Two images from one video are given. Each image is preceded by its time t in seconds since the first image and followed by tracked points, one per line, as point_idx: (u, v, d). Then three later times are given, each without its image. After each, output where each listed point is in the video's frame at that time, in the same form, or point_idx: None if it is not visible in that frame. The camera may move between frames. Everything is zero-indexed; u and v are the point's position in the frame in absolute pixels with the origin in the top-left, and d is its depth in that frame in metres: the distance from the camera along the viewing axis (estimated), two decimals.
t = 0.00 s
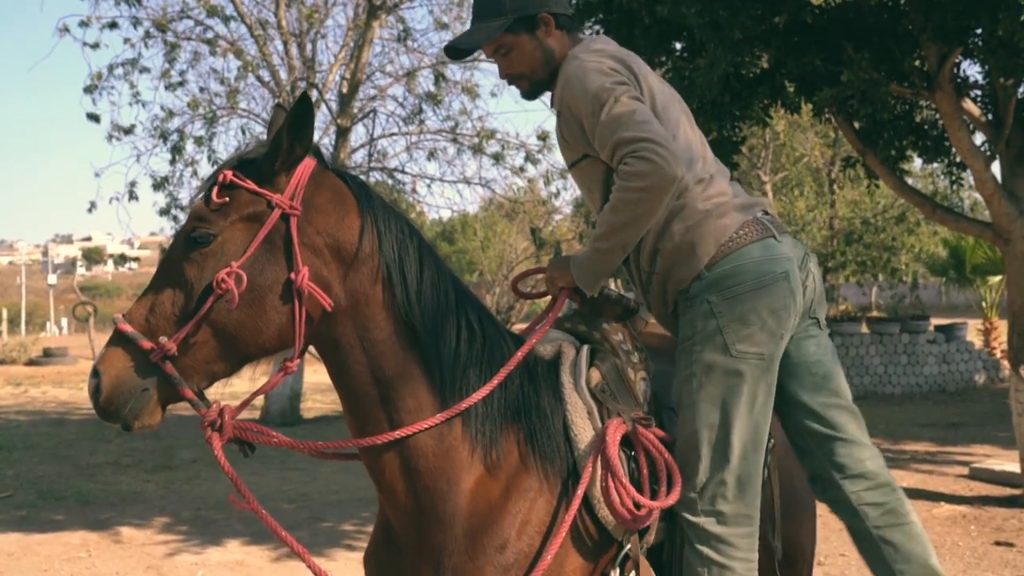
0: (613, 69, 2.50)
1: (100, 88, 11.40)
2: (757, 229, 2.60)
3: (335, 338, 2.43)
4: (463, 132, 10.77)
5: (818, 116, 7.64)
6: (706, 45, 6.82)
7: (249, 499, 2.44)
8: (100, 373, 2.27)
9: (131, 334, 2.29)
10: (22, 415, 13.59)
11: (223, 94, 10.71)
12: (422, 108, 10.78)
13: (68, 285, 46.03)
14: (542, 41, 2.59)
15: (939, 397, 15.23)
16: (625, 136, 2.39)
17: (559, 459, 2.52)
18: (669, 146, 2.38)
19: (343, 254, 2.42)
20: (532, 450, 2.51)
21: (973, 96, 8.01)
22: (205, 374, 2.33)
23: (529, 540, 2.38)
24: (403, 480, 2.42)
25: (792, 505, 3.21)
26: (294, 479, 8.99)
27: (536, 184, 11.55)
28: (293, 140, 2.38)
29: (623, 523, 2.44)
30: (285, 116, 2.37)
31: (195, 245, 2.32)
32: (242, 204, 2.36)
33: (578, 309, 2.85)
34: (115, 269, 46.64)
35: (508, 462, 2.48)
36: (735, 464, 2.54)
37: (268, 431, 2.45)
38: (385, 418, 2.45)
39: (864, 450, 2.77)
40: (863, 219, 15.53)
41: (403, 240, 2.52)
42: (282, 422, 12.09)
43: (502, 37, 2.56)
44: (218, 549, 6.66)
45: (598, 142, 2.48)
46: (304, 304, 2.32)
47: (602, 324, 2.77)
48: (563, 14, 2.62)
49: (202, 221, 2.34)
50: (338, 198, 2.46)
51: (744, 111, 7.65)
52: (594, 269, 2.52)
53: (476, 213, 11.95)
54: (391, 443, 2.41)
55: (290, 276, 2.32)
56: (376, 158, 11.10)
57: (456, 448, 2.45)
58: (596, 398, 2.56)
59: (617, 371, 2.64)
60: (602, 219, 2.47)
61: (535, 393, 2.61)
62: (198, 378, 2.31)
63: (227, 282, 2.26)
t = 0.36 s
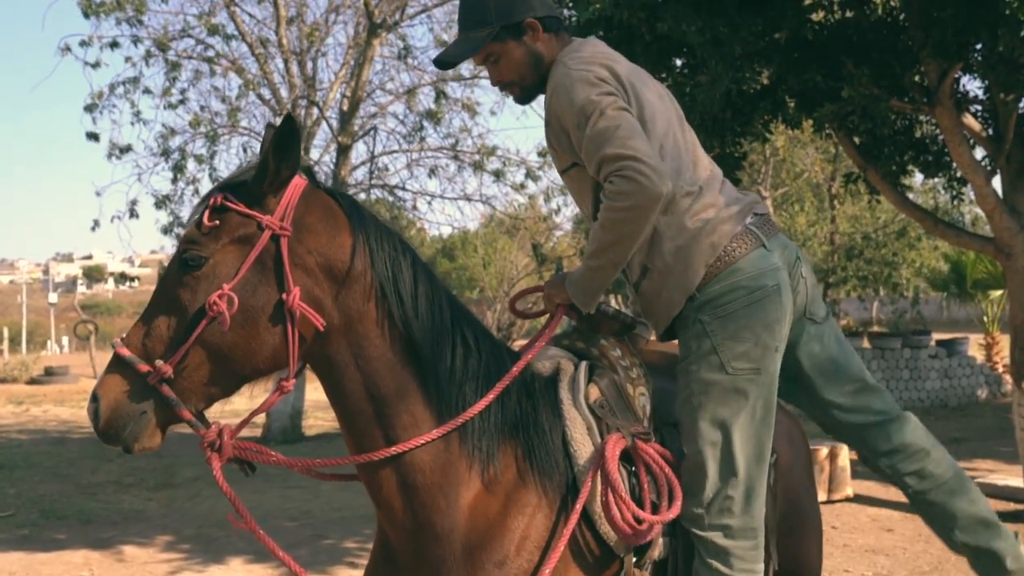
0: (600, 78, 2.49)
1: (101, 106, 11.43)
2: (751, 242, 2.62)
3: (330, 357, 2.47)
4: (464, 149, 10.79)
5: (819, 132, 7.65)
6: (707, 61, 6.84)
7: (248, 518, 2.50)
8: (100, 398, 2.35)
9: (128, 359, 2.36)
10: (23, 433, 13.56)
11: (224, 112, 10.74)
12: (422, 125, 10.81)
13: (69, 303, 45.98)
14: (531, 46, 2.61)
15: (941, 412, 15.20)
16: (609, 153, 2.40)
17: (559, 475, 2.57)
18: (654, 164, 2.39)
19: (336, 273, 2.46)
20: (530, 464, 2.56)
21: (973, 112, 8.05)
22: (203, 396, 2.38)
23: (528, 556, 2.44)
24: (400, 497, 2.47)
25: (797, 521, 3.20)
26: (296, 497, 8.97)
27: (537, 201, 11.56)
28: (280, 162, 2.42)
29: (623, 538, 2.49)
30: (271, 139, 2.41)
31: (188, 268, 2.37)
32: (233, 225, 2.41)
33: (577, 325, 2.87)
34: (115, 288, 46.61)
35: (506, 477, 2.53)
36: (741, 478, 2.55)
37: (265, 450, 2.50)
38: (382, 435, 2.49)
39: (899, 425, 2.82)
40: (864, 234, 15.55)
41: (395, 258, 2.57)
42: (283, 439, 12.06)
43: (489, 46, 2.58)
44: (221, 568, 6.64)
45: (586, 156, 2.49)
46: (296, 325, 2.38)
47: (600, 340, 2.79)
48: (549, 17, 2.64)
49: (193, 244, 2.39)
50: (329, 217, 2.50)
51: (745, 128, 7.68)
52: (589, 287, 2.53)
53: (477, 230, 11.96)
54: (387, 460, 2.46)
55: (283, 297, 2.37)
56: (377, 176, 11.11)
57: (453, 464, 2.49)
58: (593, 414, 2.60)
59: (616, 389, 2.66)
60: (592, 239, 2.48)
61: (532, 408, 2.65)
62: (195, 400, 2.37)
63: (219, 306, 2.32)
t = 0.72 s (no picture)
0: (612, 89, 2.48)
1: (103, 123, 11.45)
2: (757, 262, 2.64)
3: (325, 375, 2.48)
4: (466, 164, 10.81)
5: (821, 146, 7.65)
6: (709, 76, 6.86)
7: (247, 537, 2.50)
8: (99, 421, 2.37)
9: (126, 383, 2.37)
10: (25, 450, 13.53)
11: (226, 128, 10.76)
12: (424, 140, 10.84)
13: (70, 319, 45.95)
14: (536, 50, 2.62)
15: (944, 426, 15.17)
16: (621, 173, 2.39)
17: (560, 489, 2.56)
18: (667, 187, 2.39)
19: (328, 290, 2.47)
20: (531, 479, 2.55)
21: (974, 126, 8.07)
22: (202, 418, 2.40)
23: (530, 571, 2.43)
24: (400, 511, 2.47)
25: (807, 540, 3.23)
26: (298, 513, 8.95)
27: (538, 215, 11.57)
28: (267, 183, 2.45)
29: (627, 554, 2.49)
30: (257, 160, 2.44)
31: (182, 291, 2.40)
32: (225, 247, 2.42)
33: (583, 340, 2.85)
34: (116, 303, 46.63)
35: (506, 491, 2.52)
36: (751, 491, 2.58)
37: (265, 469, 2.51)
38: (380, 450, 2.50)
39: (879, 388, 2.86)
40: (865, 248, 15.56)
41: (388, 273, 2.57)
42: (285, 455, 12.04)
43: (493, 51, 2.58)
44: None
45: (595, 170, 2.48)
46: (290, 344, 2.39)
47: (605, 356, 2.78)
48: (553, 19, 2.64)
49: (186, 267, 2.41)
50: (319, 235, 2.51)
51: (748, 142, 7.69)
52: (598, 302, 2.53)
53: (479, 244, 11.96)
54: (384, 475, 2.46)
55: (275, 317, 2.38)
56: (379, 192, 11.13)
57: (452, 479, 2.49)
58: (596, 430, 2.60)
59: (621, 406, 2.66)
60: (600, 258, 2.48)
61: (532, 422, 2.64)
62: (193, 421, 2.38)
63: (212, 328, 2.33)
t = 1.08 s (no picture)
0: (630, 100, 2.47)
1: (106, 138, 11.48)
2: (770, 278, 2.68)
3: (324, 390, 2.48)
4: (468, 178, 10.82)
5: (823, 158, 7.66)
6: (712, 90, 6.86)
7: (252, 554, 2.50)
8: (105, 444, 2.37)
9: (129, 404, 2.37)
10: (28, 465, 13.51)
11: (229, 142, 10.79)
12: (426, 154, 10.85)
13: (73, 333, 45.94)
14: (553, 51, 2.63)
15: (947, 438, 15.14)
16: (631, 197, 2.40)
17: (564, 501, 2.57)
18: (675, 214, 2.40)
19: (325, 305, 2.47)
20: (533, 490, 2.55)
21: (976, 138, 8.09)
22: (205, 435, 2.40)
23: None
24: (400, 524, 2.46)
25: (813, 548, 3.25)
26: (302, 527, 8.93)
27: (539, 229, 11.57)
28: (262, 202, 2.45)
29: (632, 566, 2.51)
30: (250, 179, 2.44)
31: (182, 311, 2.40)
32: (222, 267, 2.43)
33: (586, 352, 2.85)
34: (117, 317, 46.64)
35: (509, 503, 2.51)
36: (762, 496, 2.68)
37: (270, 486, 2.51)
38: (380, 463, 2.49)
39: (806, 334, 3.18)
40: (868, 260, 15.56)
41: (385, 287, 2.57)
42: (288, 468, 12.03)
43: (509, 53, 2.59)
44: None
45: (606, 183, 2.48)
46: (289, 360, 2.39)
47: (608, 367, 2.78)
48: (569, 21, 2.65)
49: (186, 289, 2.41)
50: (316, 251, 2.52)
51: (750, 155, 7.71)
52: (599, 318, 2.54)
53: (481, 258, 11.96)
54: (384, 489, 2.45)
55: (274, 333, 2.38)
56: (381, 206, 11.14)
57: (453, 492, 2.48)
58: (601, 443, 2.60)
59: (624, 418, 2.66)
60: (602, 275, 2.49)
61: (534, 435, 2.64)
62: (197, 439, 2.38)
63: (212, 347, 2.34)
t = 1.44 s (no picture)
0: (673, 106, 2.48)
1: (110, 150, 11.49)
2: (787, 293, 2.75)
3: (325, 404, 2.49)
4: (470, 190, 10.82)
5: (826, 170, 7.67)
6: (715, 101, 6.87)
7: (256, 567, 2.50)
8: (109, 462, 2.37)
9: (132, 422, 2.37)
10: (31, 477, 13.50)
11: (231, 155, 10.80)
12: (428, 166, 10.85)
13: (75, 345, 45.94)
14: (584, 49, 2.61)
15: (951, 450, 15.12)
16: (665, 212, 2.43)
17: (567, 512, 2.56)
18: (707, 233, 2.43)
19: (325, 318, 2.47)
20: (536, 502, 2.54)
21: (978, 149, 8.10)
22: (208, 451, 2.40)
23: None
24: (402, 537, 2.46)
25: (825, 557, 3.26)
26: (305, 539, 8.93)
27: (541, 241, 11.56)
28: (260, 219, 2.45)
29: None
30: (249, 195, 2.44)
31: (183, 328, 2.40)
32: (223, 283, 2.42)
33: (592, 365, 2.84)
34: (119, 329, 46.62)
35: (510, 515, 2.51)
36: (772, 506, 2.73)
37: (273, 499, 2.51)
38: (381, 477, 2.49)
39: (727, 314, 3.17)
40: (871, 271, 15.55)
41: (383, 300, 2.57)
42: (291, 480, 12.00)
43: (543, 51, 2.56)
44: None
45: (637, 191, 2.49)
46: (291, 374, 2.39)
47: (614, 380, 2.77)
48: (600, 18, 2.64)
49: (186, 306, 2.41)
50: (314, 266, 2.52)
51: (753, 166, 7.72)
52: (611, 331, 2.55)
53: (484, 269, 11.96)
54: (385, 502, 2.45)
55: (275, 348, 2.38)
56: (384, 217, 11.15)
57: (454, 504, 2.48)
58: (606, 454, 2.59)
59: (629, 430, 2.65)
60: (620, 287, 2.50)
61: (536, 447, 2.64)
62: (200, 455, 2.38)
63: (215, 363, 2.34)
